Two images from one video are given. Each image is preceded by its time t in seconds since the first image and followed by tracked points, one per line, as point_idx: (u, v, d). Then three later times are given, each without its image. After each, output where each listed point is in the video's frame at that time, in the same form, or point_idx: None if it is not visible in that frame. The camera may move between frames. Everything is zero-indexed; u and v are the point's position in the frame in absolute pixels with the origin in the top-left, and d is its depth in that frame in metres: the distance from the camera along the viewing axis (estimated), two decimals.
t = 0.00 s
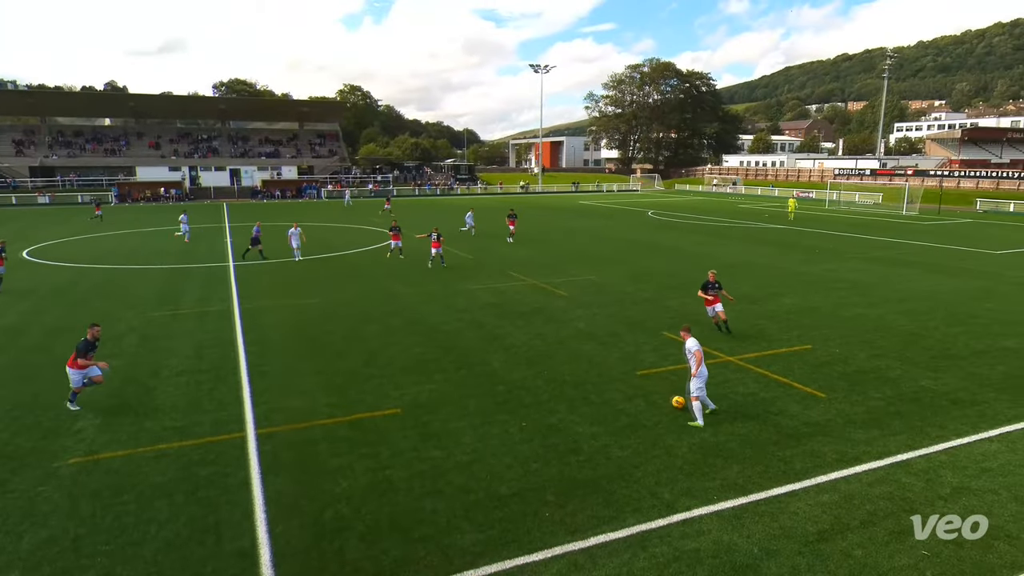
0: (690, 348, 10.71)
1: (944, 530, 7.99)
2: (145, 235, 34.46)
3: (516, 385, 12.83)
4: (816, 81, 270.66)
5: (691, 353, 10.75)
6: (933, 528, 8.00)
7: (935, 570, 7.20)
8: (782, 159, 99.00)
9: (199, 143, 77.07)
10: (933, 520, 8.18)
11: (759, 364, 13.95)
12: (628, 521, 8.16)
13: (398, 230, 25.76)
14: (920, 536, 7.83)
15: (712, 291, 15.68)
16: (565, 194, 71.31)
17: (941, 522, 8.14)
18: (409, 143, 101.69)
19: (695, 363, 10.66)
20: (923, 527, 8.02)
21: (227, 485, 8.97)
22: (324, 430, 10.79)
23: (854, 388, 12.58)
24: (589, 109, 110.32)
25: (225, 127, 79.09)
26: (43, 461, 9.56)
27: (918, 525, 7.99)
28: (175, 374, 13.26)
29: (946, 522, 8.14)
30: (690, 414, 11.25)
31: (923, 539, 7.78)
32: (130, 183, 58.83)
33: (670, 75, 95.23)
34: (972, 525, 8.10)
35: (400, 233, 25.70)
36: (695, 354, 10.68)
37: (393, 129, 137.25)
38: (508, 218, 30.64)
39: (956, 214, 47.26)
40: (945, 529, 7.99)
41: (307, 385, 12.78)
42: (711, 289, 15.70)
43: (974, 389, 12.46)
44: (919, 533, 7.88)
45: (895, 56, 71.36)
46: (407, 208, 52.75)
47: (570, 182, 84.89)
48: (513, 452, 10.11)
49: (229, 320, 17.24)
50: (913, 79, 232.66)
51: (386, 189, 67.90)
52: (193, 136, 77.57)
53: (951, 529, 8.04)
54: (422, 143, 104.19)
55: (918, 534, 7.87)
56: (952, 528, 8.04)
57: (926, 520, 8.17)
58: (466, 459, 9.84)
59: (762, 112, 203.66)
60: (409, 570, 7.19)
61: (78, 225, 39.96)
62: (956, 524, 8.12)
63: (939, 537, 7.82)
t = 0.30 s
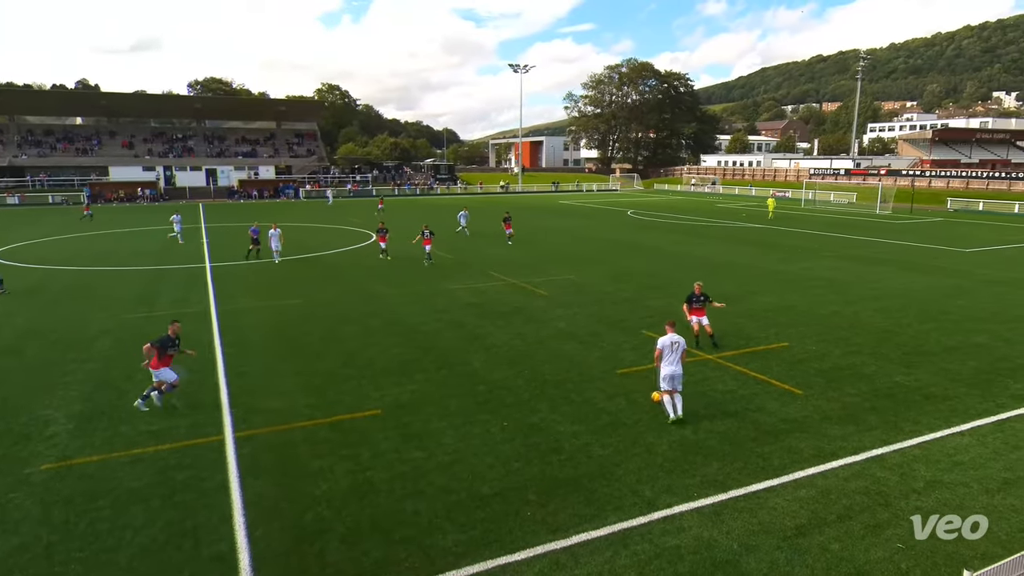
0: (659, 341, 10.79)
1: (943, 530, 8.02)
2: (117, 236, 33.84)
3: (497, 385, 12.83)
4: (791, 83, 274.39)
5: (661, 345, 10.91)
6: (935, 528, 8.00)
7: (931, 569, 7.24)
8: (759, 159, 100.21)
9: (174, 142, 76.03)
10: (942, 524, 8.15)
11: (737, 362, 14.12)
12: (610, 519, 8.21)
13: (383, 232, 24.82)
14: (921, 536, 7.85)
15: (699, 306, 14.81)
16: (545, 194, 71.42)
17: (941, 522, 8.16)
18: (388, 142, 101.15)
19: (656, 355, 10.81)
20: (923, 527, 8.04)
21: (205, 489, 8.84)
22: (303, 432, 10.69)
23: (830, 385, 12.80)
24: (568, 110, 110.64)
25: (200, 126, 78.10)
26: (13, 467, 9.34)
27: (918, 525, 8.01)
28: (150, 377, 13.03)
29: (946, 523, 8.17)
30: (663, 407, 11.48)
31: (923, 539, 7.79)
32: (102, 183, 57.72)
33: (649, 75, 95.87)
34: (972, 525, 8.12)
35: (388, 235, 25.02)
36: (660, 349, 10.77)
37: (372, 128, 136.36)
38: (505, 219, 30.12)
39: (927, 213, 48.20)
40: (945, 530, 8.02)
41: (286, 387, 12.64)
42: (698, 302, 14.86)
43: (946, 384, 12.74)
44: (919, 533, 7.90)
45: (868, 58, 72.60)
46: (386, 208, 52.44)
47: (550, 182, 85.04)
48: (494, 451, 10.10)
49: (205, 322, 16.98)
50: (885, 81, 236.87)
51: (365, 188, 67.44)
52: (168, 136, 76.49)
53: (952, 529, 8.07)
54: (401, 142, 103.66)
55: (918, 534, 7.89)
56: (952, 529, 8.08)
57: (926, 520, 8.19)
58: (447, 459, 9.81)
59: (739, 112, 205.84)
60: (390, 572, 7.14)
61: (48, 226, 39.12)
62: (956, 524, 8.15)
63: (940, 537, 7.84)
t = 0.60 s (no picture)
0: (643, 341, 11.03)
1: (943, 529, 8.02)
2: (110, 236, 33.64)
3: (491, 385, 12.83)
4: (785, 83, 275.31)
5: (645, 345, 11.15)
6: (934, 528, 8.00)
7: (928, 568, 7.25)
8: (752, 159, 100.49)
9: (166, 142, 75.74)
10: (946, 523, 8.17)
11: (730, 361, 14.17)
12: (604, 518, 8.21)
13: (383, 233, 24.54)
14: (920, 536, 7.84)
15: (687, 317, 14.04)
16: (539, 193, 71.44)
17: (941, 522, 8.16)
18: (382, 142, 100.92)
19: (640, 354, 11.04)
20: (923, 526, 8.03)
21: (198, 490, 8.80)
22: (297, 432, 10.66)
23: (823, 383, 12.86)
24: (562, 109, 110.62)
25: (192, 126, 77.87)
26: (3, 469, 9.27)
27: (918, 524, 8.00)
28: (142, 378, 12.96)
29: (945, 523, 8.18)
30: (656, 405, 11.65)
31: (922, 539, 7.79)
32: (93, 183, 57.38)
33: (642, 75, 95.90)
34: (972, 525, 8.11)
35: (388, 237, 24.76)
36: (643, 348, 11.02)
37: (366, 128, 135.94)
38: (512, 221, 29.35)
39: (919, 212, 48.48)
40: (945, 530, 8.02)
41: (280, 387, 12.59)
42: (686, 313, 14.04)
43: (938, 382, 12.81)
44: (918, 532, 7.90)
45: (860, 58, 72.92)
46: (381, 208, 52.32)
47: (544, 182, 84.94)
48: (489, 451, 10.09)
49: (198, 322, 16.91)
50: (877, 81, 237.94)
51: (359, 188, 67.24)
52: (160, 135, 76.24)
53: (952, 529, 8.08)
54: (396, 142, 103.37)
55: (918, 534, 7.88)
56: (952, 528, 8.09)
57: (926, 519, 8.19)
58: (441, 459, 9.80)
59: (732, 112, 206.22)
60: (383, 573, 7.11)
61: (39, 226, 38.86)
62: (956, 524, 8.15)
63: (939, 537, 7.83)
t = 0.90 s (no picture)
0: (641, 335, 11.23)
1: (944, 529, 8.01)
2: (114, 237, 33.73)
3: (494, 385, 12.83)
4: (788, 83, 274.87)
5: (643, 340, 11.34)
6: (933, 528, 8.00)
7: (929, 569, 7.24)
8: (755, 160, 100.32)
9: (170, 143, 75.96)
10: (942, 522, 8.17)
11: (733, 361, 14.16)
12: (606, 519, 8.21)
13: (388, 236, 24.20)
14: (921, 536, 7.84)
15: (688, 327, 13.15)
16: (541, 194, 71.46)
17: (941, 522, 8.16)
18: (385, 143, 101.00)
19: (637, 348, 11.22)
20: (924, 527, 8.03)
21: (201, 490, 8.83)
22: (300, 433, 10.68)
23: (825, 384, 12.85)
24: (565, 110, 110.55)
25: (196, 127, 78.07)
26: (7, 470, 9.29)
27: (918, 524, 8.00)
28: (146, 379, 12.99)
29: (946, 522, 8.17)
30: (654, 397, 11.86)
31: (922, 539, 7.79)
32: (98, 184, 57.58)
33: (645, 75, 95.84)
34: (973, 525, 8.11)
35: (391, 241, 24.62)
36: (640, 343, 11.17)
37: (369, 129, 136.05)
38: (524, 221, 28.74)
39: (922, 213, 48.37)
40: (945, 529, 8.02)
41: (283, 388, 12.61)
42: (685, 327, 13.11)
43: (940, 383, 12.79)
44: (918, 533, 7.90)
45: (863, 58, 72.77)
46: (384, 208, 52.43)
47: (547, 183, 84.88)
48: (491, 452, 10.10)
49: (202, 323, 16.95)
50: (880, 82, 237.38)
51: (362, 189, 67.33)
52: (164, 136, 76.56)
53: (951, 529, 8.07)
54: (398, 143, 103.43)
55: (918, 534, 7.88)
56: (952, 528, 8.08)
57: (926, 520, 8.19)
58: (443, 459, 9.81)
59: (735, 112, 205.79)
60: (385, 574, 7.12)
61: (44, 227, 39.02)
62: (956, 524, 8.15)
63: (940, 537, 7.83)
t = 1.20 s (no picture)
0: (648, 334, 11.31)
1: (944, 530, 8.00)
2: (114, 236, 33.68)
3: (494, 385, 12.82)
4: (789, 82, 274.70)
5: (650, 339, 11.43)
6: (934, 528, 8.00)
7: (929, 570, 7.22)
8: (755, 159, 100.27)
9: (170, 142, 75.90)
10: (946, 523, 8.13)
11: (733, 361, 14.16)
12: (606, 519, 8.20)
13: (385, 237, 24.03)
14: (920, 536, 7.83)
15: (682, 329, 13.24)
16: (541, 193, 71.33)
17: (942, 522, 8.14)
18: (385, 142, 100.93)
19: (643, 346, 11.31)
20: (923, 526, 8.02)
21: (201, 489, 8.82)
22: (300, 432, 10.68)
23: (826, 384, 12.84)
24: (565, 109, 110.46)
25: (196, 126, 78.04)
26: (6, 469, 9.28)
27: (918, 524, 7.99)
28: (146, 378, 12.98)
29: (946, 523, 8.16)
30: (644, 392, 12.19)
31: (923, 540, 7.77)
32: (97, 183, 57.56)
33: (645, 75, 95.78)
34: (972, 525, 8.10)
35: (388, 240, 24.26)
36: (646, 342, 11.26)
37: (369, 128, 136.00)
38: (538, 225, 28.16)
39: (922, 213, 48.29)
40: (945, 529, 8.01)
41: (283, 387, 12.61)
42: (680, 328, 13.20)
43: (941, 383, 12.79)
44: (919, 533, 7.88)
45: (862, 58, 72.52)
46: (383, 207, 52.35)
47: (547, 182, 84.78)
48: (491, 451, 10.10)
49: (202, 322, 16.94)
50: (880, 81, 237.09)
51: (361, 188, 67.29)
52: (164, 135, 76.49)
53: (952, 529, 8.05)
54: (398, 142, 103.33)
55: (918, 534, 7.87)
56: (952, 528, 8.07)
57: (927, 520, 8.18)
58: (444, 459, 9.81)
59: (735, 111, 205.61)
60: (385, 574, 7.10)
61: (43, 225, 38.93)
62: (956, 524, 8.13)
63: (940, 538, 7.82)
